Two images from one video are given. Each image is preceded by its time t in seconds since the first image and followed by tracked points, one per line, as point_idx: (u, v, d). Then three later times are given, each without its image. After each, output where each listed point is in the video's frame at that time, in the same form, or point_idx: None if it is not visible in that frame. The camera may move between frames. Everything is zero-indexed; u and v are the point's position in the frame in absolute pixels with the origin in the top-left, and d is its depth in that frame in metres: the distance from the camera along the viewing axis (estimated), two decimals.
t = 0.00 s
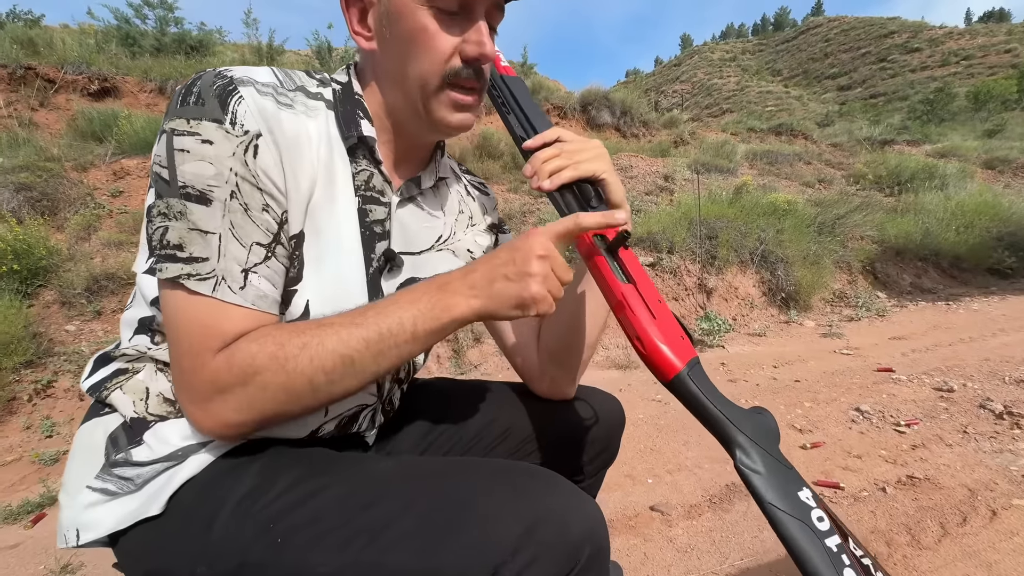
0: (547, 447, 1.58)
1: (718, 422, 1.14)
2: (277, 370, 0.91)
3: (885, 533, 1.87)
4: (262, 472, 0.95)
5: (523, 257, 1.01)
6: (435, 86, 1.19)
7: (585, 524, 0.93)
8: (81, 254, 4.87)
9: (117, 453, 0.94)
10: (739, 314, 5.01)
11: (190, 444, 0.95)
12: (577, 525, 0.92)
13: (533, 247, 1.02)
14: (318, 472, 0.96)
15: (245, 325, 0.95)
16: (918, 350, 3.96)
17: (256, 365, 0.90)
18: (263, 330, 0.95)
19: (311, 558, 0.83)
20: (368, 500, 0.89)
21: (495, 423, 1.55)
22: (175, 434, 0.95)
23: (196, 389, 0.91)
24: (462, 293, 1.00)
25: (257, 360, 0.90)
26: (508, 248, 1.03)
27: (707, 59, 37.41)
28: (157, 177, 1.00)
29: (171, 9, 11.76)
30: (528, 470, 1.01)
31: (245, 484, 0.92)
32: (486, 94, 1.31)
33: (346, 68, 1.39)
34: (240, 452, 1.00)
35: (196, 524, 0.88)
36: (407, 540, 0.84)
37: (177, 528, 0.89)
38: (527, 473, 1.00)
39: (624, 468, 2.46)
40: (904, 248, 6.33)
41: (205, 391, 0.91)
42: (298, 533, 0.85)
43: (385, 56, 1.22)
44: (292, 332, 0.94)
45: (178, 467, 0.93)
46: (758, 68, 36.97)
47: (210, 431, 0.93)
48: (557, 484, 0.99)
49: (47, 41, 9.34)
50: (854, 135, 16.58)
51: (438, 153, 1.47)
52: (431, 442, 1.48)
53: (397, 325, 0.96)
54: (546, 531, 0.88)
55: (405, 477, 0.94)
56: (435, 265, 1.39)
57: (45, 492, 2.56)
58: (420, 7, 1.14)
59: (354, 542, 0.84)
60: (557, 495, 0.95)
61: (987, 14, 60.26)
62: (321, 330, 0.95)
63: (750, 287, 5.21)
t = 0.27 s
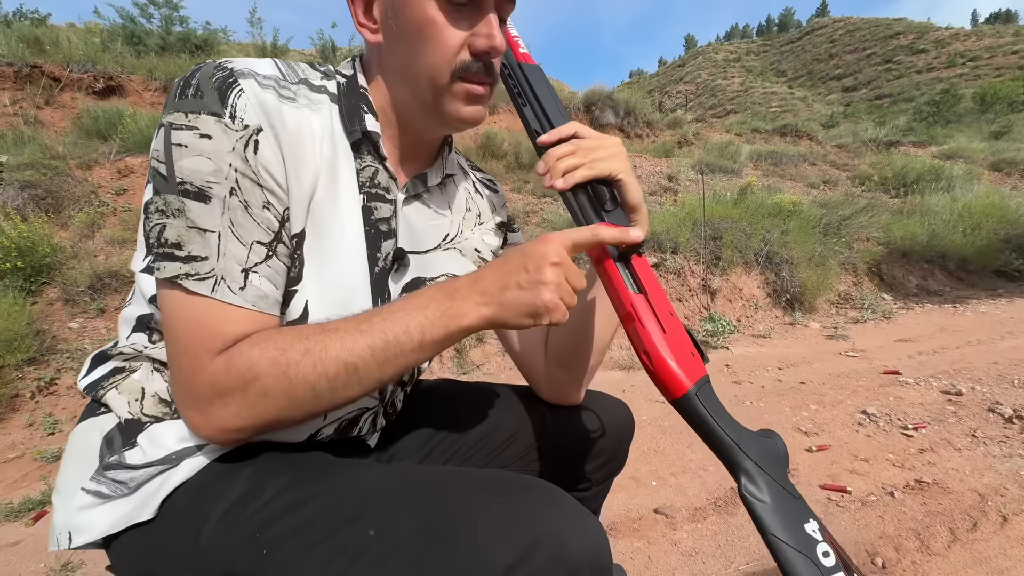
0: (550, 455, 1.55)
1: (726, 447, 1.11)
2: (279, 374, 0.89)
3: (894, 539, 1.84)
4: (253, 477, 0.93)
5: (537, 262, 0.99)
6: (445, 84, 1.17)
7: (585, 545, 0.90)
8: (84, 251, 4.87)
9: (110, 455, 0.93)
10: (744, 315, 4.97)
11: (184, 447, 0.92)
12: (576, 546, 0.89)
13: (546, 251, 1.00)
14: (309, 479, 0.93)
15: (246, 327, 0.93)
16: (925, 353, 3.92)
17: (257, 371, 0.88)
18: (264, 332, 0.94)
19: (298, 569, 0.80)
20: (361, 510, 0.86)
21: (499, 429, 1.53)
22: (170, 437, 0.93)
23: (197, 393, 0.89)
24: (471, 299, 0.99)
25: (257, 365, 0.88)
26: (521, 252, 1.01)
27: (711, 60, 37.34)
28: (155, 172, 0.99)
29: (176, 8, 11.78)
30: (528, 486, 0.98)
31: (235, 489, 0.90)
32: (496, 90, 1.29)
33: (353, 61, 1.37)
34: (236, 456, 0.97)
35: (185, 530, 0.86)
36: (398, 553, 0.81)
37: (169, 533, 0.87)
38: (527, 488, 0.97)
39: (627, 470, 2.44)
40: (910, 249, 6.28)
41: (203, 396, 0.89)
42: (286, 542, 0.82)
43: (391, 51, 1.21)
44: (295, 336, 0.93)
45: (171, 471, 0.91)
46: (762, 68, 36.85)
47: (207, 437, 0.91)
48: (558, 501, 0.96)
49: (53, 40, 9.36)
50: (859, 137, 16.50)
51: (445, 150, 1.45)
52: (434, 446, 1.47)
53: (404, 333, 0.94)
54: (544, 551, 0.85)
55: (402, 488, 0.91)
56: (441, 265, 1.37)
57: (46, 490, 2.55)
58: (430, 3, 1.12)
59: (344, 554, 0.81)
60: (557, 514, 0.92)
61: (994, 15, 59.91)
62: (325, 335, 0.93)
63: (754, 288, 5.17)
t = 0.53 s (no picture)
0: (548, 457, 1.54)
1: (726, 454, 1.11)
2: (275, 370, 0.87)
3: (896, 541, 1.83)
4: (252, 478, 0.92)
5: (539, 231, 0.93)
6: (446, 85, 1.17)
7: (590, 546, 0.88)
8: (85, 249, 4.87)
9: (110, 455, 0.92)
10: (745, 316, 4.97)
11: (182, 448, 0.91)
12: (581, 548, 0.87)
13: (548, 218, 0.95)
14: (307, 479, 0.92)
15: (245, 322, 0.92)
16: (926, 355, 3.91)
17: (251, 366, 0.86)
18: (262, 326, 0.92)
19: (297, 572, 0.79)
20: (361, 511, 0.86)
21: (498, 431, 1.52)
22: (170, 436, 0.92)
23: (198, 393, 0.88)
24: (474, 278, 0.95)
25: (252, 360, 0.86)
26: (521, 221, 0.95)
27: (712, 61, 37.33)
28: (151, 170, 0.98)
29: (178, 7, 11.78)
30: (530, 486, 0.97)
31: (234, 490, 0.89)
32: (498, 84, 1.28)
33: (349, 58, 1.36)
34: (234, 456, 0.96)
35: (184, 531, 0.86)
36: (398, 556, 0.80)
37: (168, 535, 0.87)
38: (529, 489, 0.96)
39: (628, 471, 2.43)
40: (911, 251, 6.27)
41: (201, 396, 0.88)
42: (285, 545, 0.82)
43: (389, 47, 1.19)
44: (292, 329, 0.91)
45: (170, 471, 0.90)
46: (764, 70, 36.82)
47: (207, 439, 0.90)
48: (563, 504, 0.94)
49: (55, 38, 9.36)
50: (860, 138, 16.48)
51: (445, 146, 1.44)
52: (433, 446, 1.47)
53: (403, 319, 0.91)
54: (548, 553, 0.84)
55: (403, 489, 0.90)
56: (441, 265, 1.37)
57: (46, 488, 2.54)
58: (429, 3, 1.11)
59: (344, 556, 0.81)
60: (561, 515, 0.91)
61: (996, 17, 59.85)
62: (322, 327, 0.91)
63: (755, 289, 5.16)
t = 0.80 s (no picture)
0: (549, 453, 1.52)
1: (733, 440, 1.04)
2: (269, 387, 0.89)
3: (895, 542, 1.83)
4: (251, 477, 0.91)
5: (518, 283, 0.93)
6: (444, 79, 1.16)
7: (590, 548, 0.88)
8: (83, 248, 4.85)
9: (106, 456, 0.91)
10: (744, 316, 4.96)
11: (180, 448, 0.91)
12: (581, 550, 0.87)
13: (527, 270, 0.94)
14: (304, 479, 0.91)
15: (236, 336, 0.93)
16: (925, 355, 3.91)
17: (245, 386, 0.88)
18: (252, 344, 0.93)
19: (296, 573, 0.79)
20: (359, 512, 0.85)
21: (498, 429, 1.51)
22: (168, 436, 0.91)
23: (185, 404, 0.89)
24: (461, 321, 0.96)
25: (246, 380, 0.88)
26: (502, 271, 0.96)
27: (712, 62, 37.36)
28: (141, 177, 0.98)
29: (177, 5, 11.76)
30: (531, 487, 0.96)
31: (233, 490, 0.88)
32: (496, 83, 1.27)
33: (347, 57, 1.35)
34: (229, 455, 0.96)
35: (182, 532, 0.85)
36: (397, 558, 0.80)
37: (166, 536, 0.86)
38: (530, 490, 0.95)
39: (627, 472, 2.42)
40: (910, 252, 6.28)
41: (189, 409, 0.89)
42: (282, 547, 0.82)
43: (385, 49, 1.18)
44: (286, 351, 0.92)
45: (168, 472, 0.90)
46: (763, 70, 36.84)
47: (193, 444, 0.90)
48: (565, 504, 0.94)
49: (53, 36, 9.32)
50: (859, 139, 16.50)
51: (444, 145, 1.43)
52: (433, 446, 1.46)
53: (394, 352, 0.93)
54: (548, 555, 0.84)
55: (402, 491, 0.89)
56: (440, 264, 1.36)
57: (42, 487, 2.53)
58: None
59: (343, 557, 0.80)
60: (560, 516, 0.90)
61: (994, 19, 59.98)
62: (316, 351, 0.92)
63: (755, 290, 5.16)
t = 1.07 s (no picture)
0: (548, 450, 1.49)
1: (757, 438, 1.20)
2: (301, 386, 0.90)
3: (892, 541, 1.83)
4: (250, 479, 0.90)
5: (545, 288, 1.00)
6: (443, 79, 1.15)
7: (592, 547, 0.88)
8: (78, 248, 4.82)
9: (100, 459, 0.90)
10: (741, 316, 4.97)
11: (176, 451, 0.90)
12: (583, 549, 0.87)
13: (553, 275, 1.02)
14: (303, 482, 0.90)
15: (261, 340, 0.93)
16: (921, 355, 3.93)
17: (279, 388, 0.89)
18: (280, 348, 0.94)
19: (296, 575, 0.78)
20: (360, 514, 0.84)
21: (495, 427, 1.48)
22: (166, 438, 0.90)
23: (215, 411, 0.89)
24: (486, 320, 1.02)
25: (279, 383, 0.89)
26: (528, 276, 1.03)
27: (709, 61, 37.42)
28: (145, 184, 0.95)
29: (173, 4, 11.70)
30: (531, 488, 0.96)
31: (232, 491, 0.87)
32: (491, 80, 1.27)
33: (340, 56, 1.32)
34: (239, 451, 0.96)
35: (178, 535, 0.84)
36: (399, 559, 0.79)
37: (164, 539, 0.85)
38: (530, 491, 0.94)
39: (625, 472, 2.42)
40: (906, 251, 6.29)
41: (221, 414, 0.89)
42: (281, 549, 0.81)
43: (380, 51, 1.16)
44: (316, 353, 0.94)
45: (165, 475, 0.89)
46: (760, 70, 36.91)
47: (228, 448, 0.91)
48: (567, 505, 0.94)
49: (48, 34, 9.27)
50: (856, 139, 16.54)
51: (439, 143, 1.41)
52: (429, 446, 1.44)
53: (422, 351, 0.96)
54: (549, 555, 0.84)
55: (403, 492, 0.88)
56: (438, 264, 1.37)
57: (37, 489, 2.51)
58: None
59: (342, 559, 0.80)
60: (562, 516, 0.90)
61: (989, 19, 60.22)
62: (348, 350, 0.95)
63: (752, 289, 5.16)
